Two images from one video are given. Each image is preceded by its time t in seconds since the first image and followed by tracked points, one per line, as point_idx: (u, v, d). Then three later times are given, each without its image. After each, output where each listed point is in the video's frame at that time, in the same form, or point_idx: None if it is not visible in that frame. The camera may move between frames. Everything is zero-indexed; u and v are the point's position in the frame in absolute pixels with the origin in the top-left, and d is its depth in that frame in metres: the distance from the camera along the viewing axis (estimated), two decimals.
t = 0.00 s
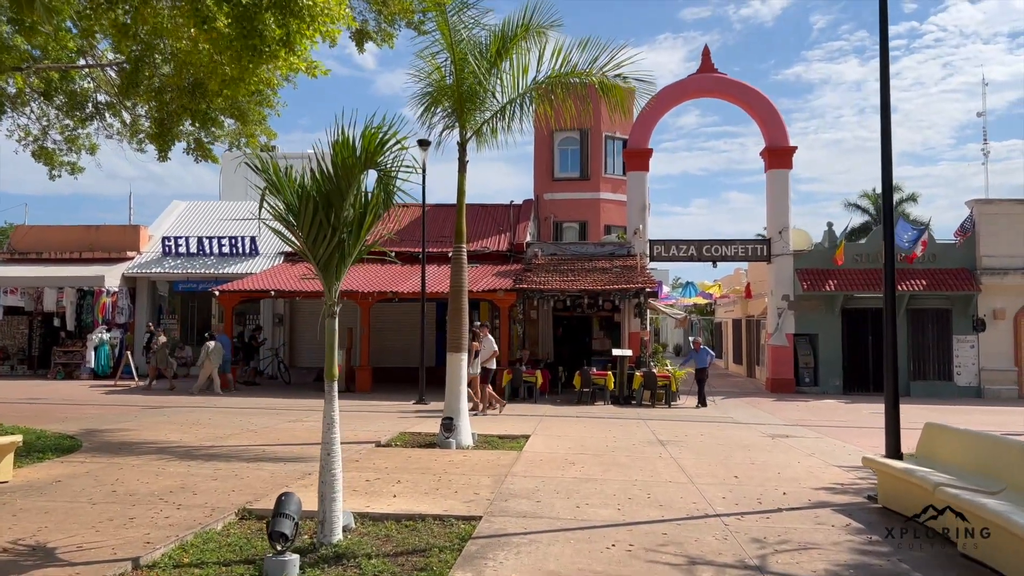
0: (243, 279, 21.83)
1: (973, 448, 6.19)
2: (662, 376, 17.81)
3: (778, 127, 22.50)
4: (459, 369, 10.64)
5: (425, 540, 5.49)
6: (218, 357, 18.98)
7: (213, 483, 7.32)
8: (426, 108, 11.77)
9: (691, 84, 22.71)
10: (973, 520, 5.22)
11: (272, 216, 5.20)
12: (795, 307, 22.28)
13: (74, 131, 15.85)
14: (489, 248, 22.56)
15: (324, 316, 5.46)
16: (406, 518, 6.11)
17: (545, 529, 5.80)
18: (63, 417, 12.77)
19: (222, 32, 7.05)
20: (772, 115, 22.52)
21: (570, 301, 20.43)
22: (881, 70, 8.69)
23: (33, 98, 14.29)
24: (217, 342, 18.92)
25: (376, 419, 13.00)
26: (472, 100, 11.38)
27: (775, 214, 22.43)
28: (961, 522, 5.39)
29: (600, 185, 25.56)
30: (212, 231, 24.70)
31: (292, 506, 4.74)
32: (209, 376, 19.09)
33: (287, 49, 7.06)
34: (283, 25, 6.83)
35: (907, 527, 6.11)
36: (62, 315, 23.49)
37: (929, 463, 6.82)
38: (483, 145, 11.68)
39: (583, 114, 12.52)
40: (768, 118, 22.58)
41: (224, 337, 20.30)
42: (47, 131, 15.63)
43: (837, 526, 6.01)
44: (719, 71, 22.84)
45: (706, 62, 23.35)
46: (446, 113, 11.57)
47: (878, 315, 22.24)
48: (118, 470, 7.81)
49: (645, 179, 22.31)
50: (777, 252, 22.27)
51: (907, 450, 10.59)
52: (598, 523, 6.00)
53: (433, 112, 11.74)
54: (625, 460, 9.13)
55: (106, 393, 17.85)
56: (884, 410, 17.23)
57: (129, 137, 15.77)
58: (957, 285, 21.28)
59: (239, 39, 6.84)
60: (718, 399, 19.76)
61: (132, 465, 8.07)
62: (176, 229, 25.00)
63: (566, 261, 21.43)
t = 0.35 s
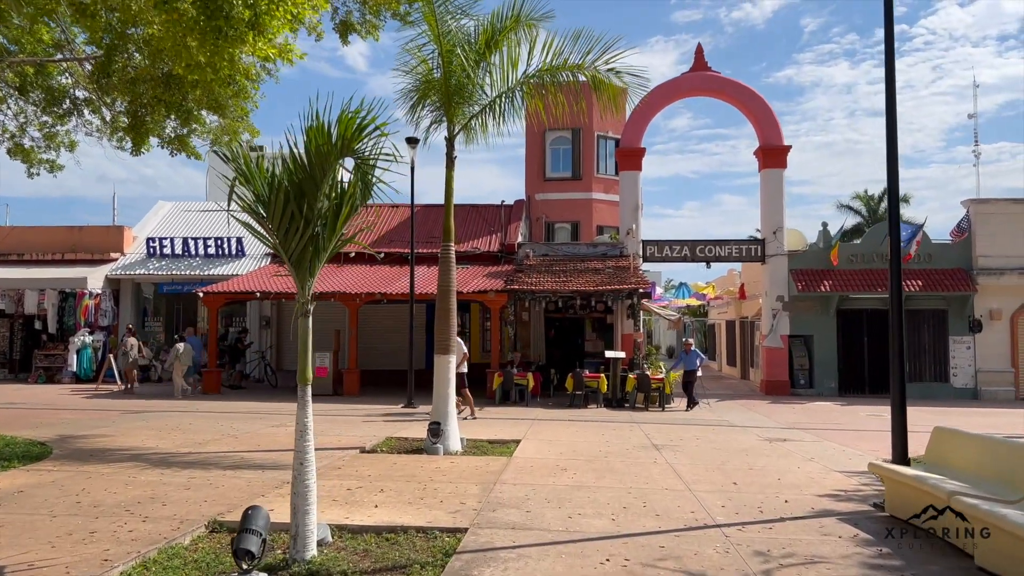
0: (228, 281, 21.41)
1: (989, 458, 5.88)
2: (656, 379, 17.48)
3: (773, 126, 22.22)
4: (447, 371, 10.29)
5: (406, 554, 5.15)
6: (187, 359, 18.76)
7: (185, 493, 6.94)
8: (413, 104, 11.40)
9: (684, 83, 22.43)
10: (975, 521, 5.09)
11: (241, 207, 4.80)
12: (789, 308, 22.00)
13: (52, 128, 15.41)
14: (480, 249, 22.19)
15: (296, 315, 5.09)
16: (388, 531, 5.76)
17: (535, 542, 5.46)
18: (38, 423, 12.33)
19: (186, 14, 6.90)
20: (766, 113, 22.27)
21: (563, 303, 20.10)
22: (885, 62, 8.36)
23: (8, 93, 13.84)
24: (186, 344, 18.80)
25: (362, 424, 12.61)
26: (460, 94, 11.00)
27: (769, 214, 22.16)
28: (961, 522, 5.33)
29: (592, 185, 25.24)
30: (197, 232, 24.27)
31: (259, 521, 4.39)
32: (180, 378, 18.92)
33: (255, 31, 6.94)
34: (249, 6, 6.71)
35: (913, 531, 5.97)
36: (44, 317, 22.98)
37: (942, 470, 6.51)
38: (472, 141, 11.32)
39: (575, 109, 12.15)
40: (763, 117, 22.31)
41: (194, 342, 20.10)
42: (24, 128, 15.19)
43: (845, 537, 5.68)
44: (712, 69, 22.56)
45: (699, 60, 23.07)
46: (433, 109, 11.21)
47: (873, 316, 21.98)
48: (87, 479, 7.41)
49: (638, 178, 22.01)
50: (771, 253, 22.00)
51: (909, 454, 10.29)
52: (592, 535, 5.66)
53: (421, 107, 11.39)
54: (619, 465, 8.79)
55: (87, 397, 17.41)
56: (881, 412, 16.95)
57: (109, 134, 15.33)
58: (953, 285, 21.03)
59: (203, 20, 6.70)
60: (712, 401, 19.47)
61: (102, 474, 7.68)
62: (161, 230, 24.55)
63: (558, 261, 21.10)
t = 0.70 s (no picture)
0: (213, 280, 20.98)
1: (1004, 464, 5.63)
2: (649, 379, 17.18)
3: (766, 123, 21.96)
4: (434, 371, 9.93)
5: (387, 570, 4.81)
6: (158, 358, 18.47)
7: (157, 501, 6.57)
8: (400, 97, 11.06)
9: (677, 79, 22.15)
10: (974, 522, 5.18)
11: (209, 197, 4.44)
12: (783, 307, 21.76)
13: (30, 122, 14.99)
14: (470, 247, 21.84)
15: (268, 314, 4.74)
16: (369, 543, 5.42)
17: (525, 555, 5.14)
18: (12, 426, 11.92)
19: None
20: (758, 110, 22.02)
21: (554, 302, 19.80)
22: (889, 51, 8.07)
23: None
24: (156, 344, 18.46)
25: (348, 426, 12.25)
26: (448, 85, 10.65)
27: (762, 213, 21.89)
28: (961, 522, 5.37)
29: (583, 183, 24.94)
30: (182, 230, 23.82)
31: (226, 536, 4.07)
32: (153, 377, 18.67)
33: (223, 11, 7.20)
34: None
35: (913, 533, 5.95)
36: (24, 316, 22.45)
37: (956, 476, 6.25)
38: (460, 134, 10.97)
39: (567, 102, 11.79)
40: (756, 114, 22.06)
41: (161, 342, 20.00)
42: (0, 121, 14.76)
43: (853, 549, 5.39)
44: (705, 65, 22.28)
45: (692, 56, 22.79)
46: (421, 101, 10.86)
47: (867, 316, 21.76)
48: (54, 487, 7.04)
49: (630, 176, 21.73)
50: (765, 252, 21.74)
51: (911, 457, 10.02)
52: (586, 547, 5.34)
53: (408, 100, 11.05)
54: (613, 470, 8.47)
55: (66, 398, 16.99)
56: (876, 413, 16.73)
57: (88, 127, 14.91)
58: (948, 284, 20.82)
59: None
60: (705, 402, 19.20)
61: (71, 481, 7.30)
62: (145, 227, 24.10)
63: (549, 260, 20.79)
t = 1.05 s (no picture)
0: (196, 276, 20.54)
1: None
2: (641, 378, 16.87)
3: (759, 119, 21.70)
4: (422, 371, 9.58)
5: None
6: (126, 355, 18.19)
7: (125, 510, 6.19)
8: (386, 88, 10.67)
9: (669, 75, 21.85)
10: (973, 521, 5.13)
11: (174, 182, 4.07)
12: (775, 306, 21.51)
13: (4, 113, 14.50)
14: (460, 244, 21.44)
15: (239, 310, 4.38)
16: (350, 557, 5.08)
17: (516, 569, 4.81)
18: None
19: None
20: (751, 106, 21.75)
21: (545, 300, 19.46)
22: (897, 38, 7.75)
23: None
24: (124, 341, 18.21)
25: (332, 428, 11.87)
26: (436, 75, 10.27)
27: (755, 211, 21.64)
28: (960, 522, 5.29)
29: (574, 180, 24.62)
30: (165, 226, 23.31)
31: (187, 554, 3.73)
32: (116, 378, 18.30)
33: None
34: None
35: (914, 533, 5.80)
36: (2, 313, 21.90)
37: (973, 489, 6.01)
38: (449, 126, 10.61)
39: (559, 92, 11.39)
40: (749, 110, 21.79)
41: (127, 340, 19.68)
42: None
43: (863, 563, 5.10)
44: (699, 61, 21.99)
45: (685, 52, 22.49)
46: (407, 91, 10.49)
47: (860, 314, 21.53)
48: (18, 494, 6.64)
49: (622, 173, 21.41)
50: (757, 250, 21.50)
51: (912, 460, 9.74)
52: (581, 561, 5.01)
53: (394, 91, 10.66)
54: (607, 474, 8.15)
55: (42, 398, 16.53)
56: (870, 413, 16.51)
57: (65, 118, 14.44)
58: (942, 283, 20.61)
59: None
60: (697, 402, 18.92)
61: (36, 488, 6.90)
62: (128, 223, 23.58)
63: (540, 258, 20.47)
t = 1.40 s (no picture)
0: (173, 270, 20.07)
1: None
2: (627, 376, 16.57)
3: (748, 114, 21.45)
4: (401, 367, 9.23)
5: None
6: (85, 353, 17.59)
7: (79, 513, 5.81)
8: (366, 73, 10.30)
9: (658, 69, 21.57)
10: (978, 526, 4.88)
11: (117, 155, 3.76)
12: (763, 303, 21.30)
13: None
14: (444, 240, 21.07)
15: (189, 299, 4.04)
16: (315, 564, 4.75)
17: None
18: None
19: None
20: (740, 101, 21.51)
21: (530, 296, 19.16)
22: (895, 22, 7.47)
23: None
24: (82, 337, 17.60)
25: (309, 425, 11.51)
26: (417, 60, 9.91)
27: (743, 207, 21.40)
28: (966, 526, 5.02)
29: (561, 175, 24.32)
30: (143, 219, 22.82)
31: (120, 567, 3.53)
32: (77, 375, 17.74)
33: None
34: None
35: (914, 532, 5.56)
36: None
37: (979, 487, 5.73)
38: (431, 114, 10.27)
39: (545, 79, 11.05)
40: (738, 105, 21.55)
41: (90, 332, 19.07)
42: None
43: (861, 569, 4.82)
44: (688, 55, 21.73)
45: (674, 45, 22.23)
46: (388, 77, 10.13)
47: (848, 312, 21.37)
48: None
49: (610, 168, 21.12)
50: (745, 246, 21.26)
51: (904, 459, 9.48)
52: (562, 568, 4.70)
53: (374, 77, 10.29)
54: (591, 474, 7.85)
55: (12, 395, 16.05)
56: (859, 411, 16.31)
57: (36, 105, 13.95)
58: (930, 280, 20.45)
59: None
60: (684, 399, 18.67)
61: None
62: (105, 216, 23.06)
63: (526, 253, 20.14)
